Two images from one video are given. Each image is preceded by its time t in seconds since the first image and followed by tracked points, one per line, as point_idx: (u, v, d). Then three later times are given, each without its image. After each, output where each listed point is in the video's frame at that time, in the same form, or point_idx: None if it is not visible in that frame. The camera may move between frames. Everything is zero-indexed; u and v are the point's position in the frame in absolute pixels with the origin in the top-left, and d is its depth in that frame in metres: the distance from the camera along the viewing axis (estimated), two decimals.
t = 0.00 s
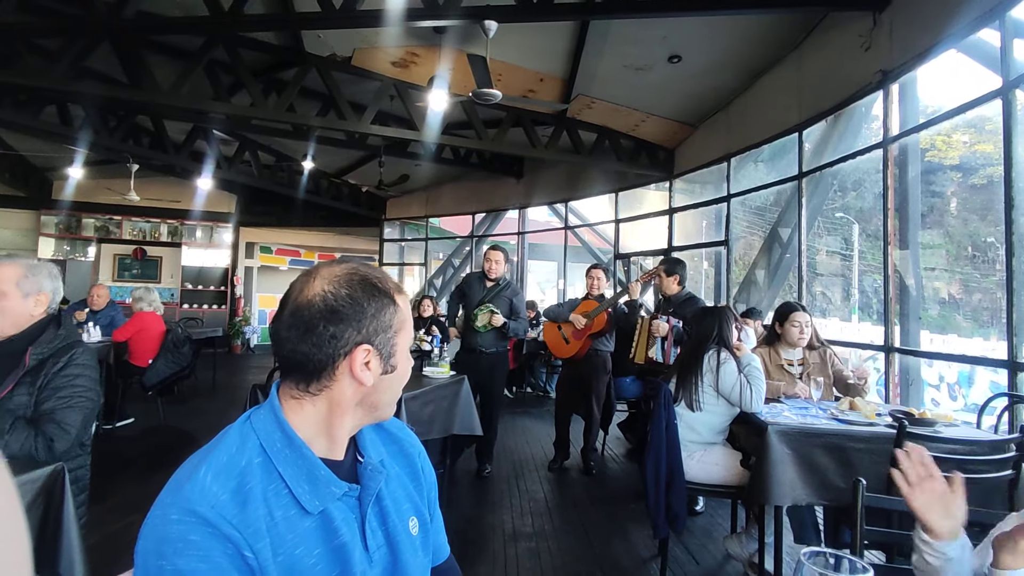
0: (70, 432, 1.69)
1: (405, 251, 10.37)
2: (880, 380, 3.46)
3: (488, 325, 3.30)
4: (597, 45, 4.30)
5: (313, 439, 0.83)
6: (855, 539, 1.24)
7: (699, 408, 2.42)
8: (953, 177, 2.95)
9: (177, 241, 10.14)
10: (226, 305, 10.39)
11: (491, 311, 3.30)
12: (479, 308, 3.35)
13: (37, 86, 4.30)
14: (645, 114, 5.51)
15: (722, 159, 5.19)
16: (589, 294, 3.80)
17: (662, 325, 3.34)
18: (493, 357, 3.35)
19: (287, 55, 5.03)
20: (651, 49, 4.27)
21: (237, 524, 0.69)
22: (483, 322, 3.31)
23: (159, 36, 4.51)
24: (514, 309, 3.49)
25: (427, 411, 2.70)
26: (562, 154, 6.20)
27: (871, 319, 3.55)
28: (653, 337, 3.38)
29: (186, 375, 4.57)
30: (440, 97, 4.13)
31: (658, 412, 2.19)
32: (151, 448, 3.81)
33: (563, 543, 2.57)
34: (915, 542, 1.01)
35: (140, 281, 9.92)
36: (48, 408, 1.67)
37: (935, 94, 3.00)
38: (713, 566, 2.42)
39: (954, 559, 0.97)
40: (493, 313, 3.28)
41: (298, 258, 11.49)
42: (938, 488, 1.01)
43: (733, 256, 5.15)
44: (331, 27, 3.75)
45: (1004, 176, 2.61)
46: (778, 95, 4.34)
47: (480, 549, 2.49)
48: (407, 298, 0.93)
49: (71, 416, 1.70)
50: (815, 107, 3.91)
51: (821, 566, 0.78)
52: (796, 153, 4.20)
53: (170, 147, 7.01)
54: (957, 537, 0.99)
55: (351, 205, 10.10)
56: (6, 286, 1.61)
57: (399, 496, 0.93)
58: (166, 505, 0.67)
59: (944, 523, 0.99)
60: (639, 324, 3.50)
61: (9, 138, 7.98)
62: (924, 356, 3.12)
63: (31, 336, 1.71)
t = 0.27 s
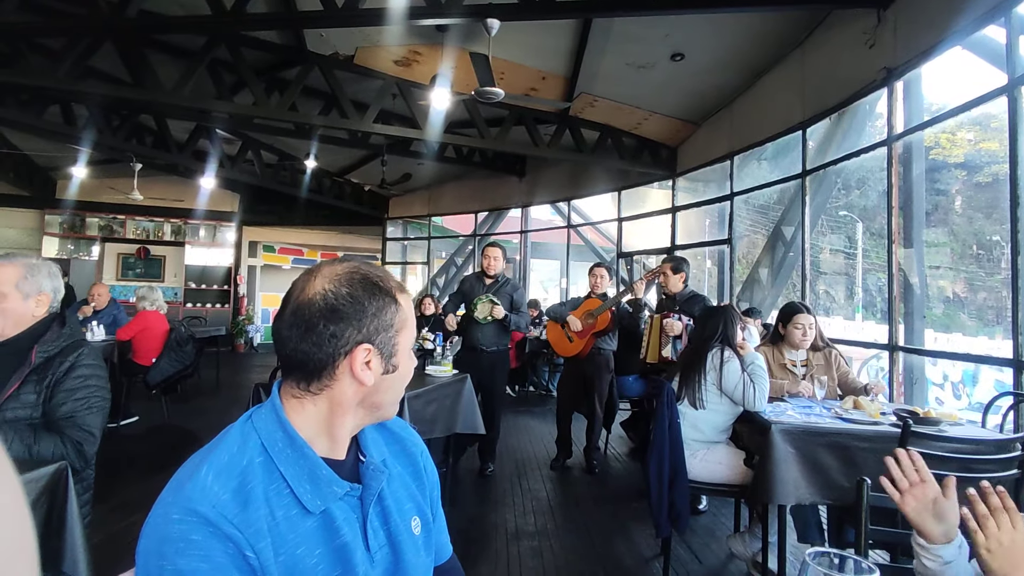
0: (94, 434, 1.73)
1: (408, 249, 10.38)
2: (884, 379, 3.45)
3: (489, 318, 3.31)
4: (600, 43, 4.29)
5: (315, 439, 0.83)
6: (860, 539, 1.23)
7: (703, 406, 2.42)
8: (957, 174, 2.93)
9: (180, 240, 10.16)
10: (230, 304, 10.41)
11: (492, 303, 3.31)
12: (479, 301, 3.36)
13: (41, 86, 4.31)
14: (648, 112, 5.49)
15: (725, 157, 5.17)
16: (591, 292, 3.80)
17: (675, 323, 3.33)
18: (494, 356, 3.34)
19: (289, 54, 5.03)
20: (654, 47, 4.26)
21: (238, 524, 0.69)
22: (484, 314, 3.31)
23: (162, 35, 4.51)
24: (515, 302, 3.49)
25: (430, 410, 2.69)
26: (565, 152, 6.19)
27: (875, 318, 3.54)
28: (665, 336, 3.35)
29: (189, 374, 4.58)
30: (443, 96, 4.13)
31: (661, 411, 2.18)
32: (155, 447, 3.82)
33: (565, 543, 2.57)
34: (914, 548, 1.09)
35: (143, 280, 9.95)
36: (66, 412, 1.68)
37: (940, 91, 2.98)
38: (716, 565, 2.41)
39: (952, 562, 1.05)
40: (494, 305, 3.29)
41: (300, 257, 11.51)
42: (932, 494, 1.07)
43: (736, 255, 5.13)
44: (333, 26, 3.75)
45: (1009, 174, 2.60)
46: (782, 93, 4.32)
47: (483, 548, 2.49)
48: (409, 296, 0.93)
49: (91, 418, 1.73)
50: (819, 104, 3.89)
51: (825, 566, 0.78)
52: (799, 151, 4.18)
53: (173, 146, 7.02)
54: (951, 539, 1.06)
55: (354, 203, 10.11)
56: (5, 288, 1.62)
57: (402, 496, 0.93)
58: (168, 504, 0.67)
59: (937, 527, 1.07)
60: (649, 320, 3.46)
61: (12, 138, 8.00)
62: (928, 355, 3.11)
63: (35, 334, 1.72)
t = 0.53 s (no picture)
0: (101, 433, 1.74)
1: (410, 248, 10.39)
2: (887, 377, 3.43)
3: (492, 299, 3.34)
4: (601, 41, 4.27)
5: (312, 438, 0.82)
6: (864, 537, 1.22)
7: (705, 405, 2.41)
8: (961, 171, 2.92)
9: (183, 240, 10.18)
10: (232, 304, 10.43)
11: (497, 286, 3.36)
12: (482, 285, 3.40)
13: (43, 87, 4.31)
14: (650, 110, 5.48)
15: (727, 154, 5.16)
16: (593, 290, 3.79)
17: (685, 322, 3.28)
18: (496, 355, 3.35)
19: (290, 53, 5.03)
20: (655, 45, 4.24)
21: (234, 525, 0.68)
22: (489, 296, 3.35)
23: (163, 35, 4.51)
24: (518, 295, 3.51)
25: (432, 408, 2.69)
26: (566, 151, 6.18)
27: (878, 315, 3.53)
28: (676, 336, 3.26)
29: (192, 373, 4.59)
30: (444, 94, 4.12)
31: (662, 410, 2.18)
32: (159, 447, 3.84)
33: (568, 541, 2.57)
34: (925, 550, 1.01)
35: (146, 280, 9.98)
36: (71, 413, 1.69)
37: (943, 88, 2.97)
38: (719, 564, 2.41)
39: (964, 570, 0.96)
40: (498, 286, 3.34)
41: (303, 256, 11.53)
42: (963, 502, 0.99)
43: (738, 253, 5.12)
44: (333, 25, 3.75)
45: (1013, 170, 2.58)
46: (784, 90, 4.31)
47: (485, 548, 2.49)
48: (408, 298, 0.89)
49: (96, 418, 1.74)
50: (822, 101, 3.87)
51: (829, 567, 0.77)
52: (802, 148, 4.16)
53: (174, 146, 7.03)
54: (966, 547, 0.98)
55: (356, 203, 10.11)
56: (4, 289, 1.62)
57: (401, 497, 0.92)
58: (164, 506, 0.67)
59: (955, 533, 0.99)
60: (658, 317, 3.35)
61: (15, 138, 8.03)
62: (932, 352, 3.09)
63: (37, 334, 1.72)
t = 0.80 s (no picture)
0: (104, 434, 1.74)
1: (411, 248, 10.39)
2: (890, 373, 3.43)
3: (485, 293, 3.34)
4: (602, 39, 4.27)
5: (311, 437, 0.82)
6: (868, 535, 1.22)
7: (708, 402, 2.41)
8: (963, 167, 2.91)
9: (185, 240, 10.18)
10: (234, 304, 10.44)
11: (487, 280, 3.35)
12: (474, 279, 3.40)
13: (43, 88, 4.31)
14: (651, 108, 5.47)
15: (729, 152, 5.15)
16: (594, 289, 3.79)
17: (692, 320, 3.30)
18: (493, 353, 3.35)
19: (291, 53, 5.03)
20: (656, 42, 4.23)
21: (233, 525, 0.68)
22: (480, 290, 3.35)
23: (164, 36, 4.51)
24: (509, 289, 3.52)
25: (434, 407, 2.68)
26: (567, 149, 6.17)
27: (880, 312, 3.52)
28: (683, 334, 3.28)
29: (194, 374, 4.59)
30: (445, 93, 4.12)
31: (665, 407, 2.17)
32: (162, 447, 3.84)
33: (570, 540, 2.57)
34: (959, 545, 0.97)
35: (148, 281, 10.00)
36: (75, 414, 1.69)
37: (945, 84, 2.96)
38: (722, 562, 2.41)
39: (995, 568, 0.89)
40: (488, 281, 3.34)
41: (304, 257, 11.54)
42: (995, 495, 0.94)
43: (740, 250, 5.11)
44: (333, 24, 3.75)
45: (1015, 166, 2.57)
46: (786, 87, 4.29)
47: (488, 546, 2.49)
48: (399, 293, 0.85)
49: (100, 420, 1.74)
50: (823, 98, 3.87)
51: (835, 564, 0.76)
52: (804, 145, 4.15)
53: (176, 146, 7.04)
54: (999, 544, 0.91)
55: (357, 202, 10.11)
56: (6, 287, 1.63)
57: (402, 497, 0.92)
58: (163, 506, 0.67)
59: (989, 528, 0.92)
60: (665, 315, 3.39)
61: (17, 140, 8.04)
62: (934, 349, 3.09)
63: (41, 335, 1.72)
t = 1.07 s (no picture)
0: (107, 438, 1.74)
1: (412, 248, 10.39)
2: (891, 371, 3.42)
3: (472, 302, 3.30)
4: (601, 39, 4.26)
5: (311, 440, 0.82)
6: (869, 535, 1.22)
7: (709, 401, 2.41)
8: (964, 165, 2.90)
9: (186, 242, 10.20)
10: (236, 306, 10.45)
11: (473, 286, 3.31)
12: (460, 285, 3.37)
13: (44, 92, 4.32)
14: (650, 107, 5.47)
15: (729, 151, 5.15)
16: (595, 289, 3.80)
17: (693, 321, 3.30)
18: (489, 353, 3.36)
19: (290, 54, 5.03)
20: (655, 42, 4.23)
21: (234, 529, 0.68)
22: (467, 298, 3.31)
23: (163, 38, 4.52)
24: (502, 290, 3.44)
25: (435, 408, 2.68)
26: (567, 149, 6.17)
27: (882, 310, 3.52)
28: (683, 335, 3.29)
29: (196, 376, 4.60)
30: (444, 93, 4.12)
31: (666, 407, 2.17)
32: (165, 449, 3.86)
33: (573, 540, 2.57)
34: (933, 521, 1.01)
35: (150, 283, 10.01)
36: (78, 418, 1.69)
37: (945, 82, 2.95)
38: (724, 561, 2.41)
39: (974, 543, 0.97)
40: (475, 288, 3.29)
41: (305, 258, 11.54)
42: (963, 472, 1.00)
43: (741, 249, 5.11)
44: (333, 26, 3.75)
45: (1016, 163, 2.57)
46: (786, 85, 4.29)
47: (490, 547, 2.49)
48: (381, 291, 0.84)
49: (103, 423, 1.74)
50: (823, 96, 3.86)
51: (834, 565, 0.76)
52: (804, 144, 4.15)
53: (176, 149, 7.05)
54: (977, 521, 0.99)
55: (357, 203, 10.12)
56: (3, 291, 1.63)
57: (404, 500, 0.92)
58: (165, 511, 0.67)
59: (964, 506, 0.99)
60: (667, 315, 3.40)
61: (18, 143, 8.06)
62: (936, 347, 3.09)
63: (43, 337, 1.73)
